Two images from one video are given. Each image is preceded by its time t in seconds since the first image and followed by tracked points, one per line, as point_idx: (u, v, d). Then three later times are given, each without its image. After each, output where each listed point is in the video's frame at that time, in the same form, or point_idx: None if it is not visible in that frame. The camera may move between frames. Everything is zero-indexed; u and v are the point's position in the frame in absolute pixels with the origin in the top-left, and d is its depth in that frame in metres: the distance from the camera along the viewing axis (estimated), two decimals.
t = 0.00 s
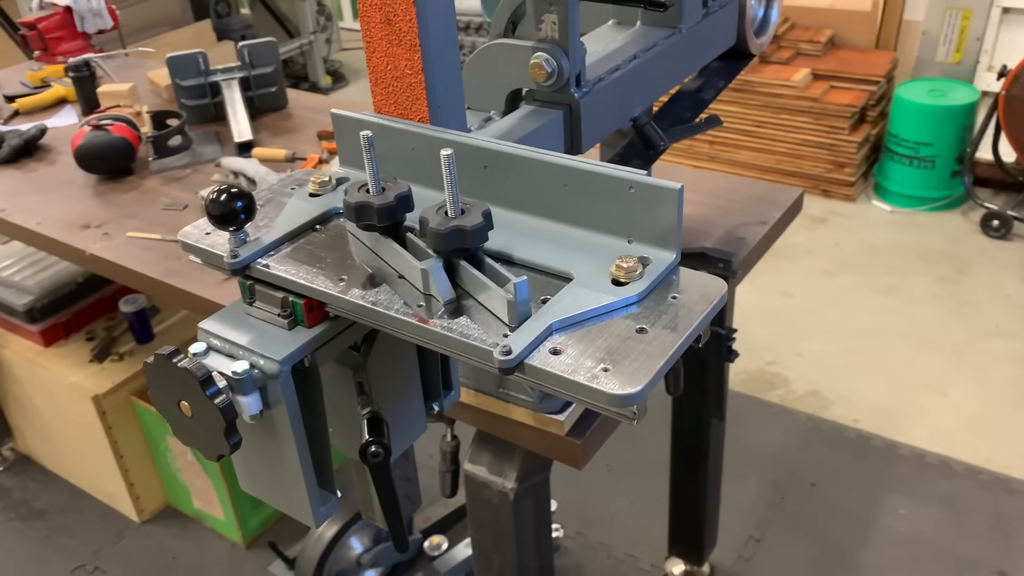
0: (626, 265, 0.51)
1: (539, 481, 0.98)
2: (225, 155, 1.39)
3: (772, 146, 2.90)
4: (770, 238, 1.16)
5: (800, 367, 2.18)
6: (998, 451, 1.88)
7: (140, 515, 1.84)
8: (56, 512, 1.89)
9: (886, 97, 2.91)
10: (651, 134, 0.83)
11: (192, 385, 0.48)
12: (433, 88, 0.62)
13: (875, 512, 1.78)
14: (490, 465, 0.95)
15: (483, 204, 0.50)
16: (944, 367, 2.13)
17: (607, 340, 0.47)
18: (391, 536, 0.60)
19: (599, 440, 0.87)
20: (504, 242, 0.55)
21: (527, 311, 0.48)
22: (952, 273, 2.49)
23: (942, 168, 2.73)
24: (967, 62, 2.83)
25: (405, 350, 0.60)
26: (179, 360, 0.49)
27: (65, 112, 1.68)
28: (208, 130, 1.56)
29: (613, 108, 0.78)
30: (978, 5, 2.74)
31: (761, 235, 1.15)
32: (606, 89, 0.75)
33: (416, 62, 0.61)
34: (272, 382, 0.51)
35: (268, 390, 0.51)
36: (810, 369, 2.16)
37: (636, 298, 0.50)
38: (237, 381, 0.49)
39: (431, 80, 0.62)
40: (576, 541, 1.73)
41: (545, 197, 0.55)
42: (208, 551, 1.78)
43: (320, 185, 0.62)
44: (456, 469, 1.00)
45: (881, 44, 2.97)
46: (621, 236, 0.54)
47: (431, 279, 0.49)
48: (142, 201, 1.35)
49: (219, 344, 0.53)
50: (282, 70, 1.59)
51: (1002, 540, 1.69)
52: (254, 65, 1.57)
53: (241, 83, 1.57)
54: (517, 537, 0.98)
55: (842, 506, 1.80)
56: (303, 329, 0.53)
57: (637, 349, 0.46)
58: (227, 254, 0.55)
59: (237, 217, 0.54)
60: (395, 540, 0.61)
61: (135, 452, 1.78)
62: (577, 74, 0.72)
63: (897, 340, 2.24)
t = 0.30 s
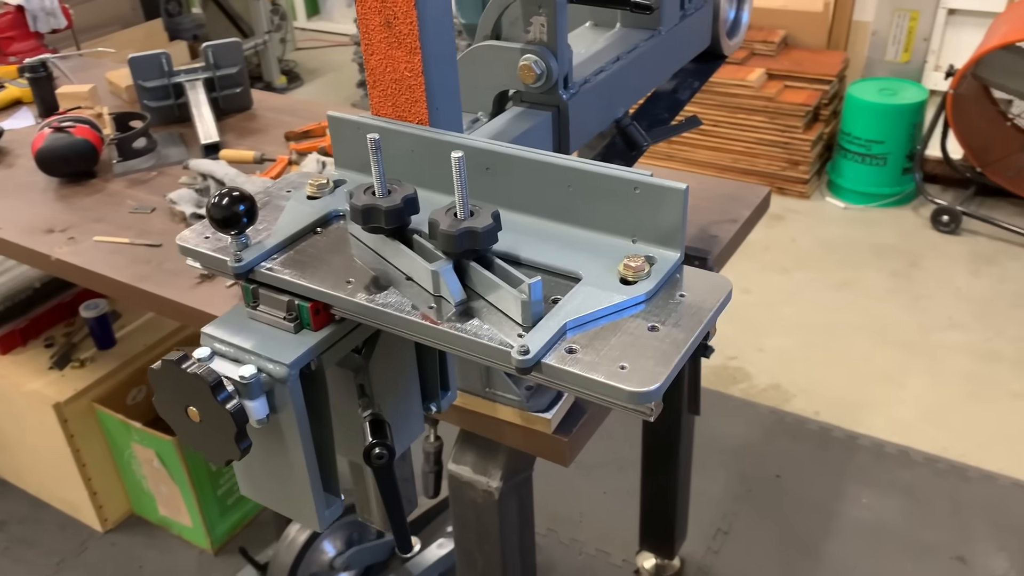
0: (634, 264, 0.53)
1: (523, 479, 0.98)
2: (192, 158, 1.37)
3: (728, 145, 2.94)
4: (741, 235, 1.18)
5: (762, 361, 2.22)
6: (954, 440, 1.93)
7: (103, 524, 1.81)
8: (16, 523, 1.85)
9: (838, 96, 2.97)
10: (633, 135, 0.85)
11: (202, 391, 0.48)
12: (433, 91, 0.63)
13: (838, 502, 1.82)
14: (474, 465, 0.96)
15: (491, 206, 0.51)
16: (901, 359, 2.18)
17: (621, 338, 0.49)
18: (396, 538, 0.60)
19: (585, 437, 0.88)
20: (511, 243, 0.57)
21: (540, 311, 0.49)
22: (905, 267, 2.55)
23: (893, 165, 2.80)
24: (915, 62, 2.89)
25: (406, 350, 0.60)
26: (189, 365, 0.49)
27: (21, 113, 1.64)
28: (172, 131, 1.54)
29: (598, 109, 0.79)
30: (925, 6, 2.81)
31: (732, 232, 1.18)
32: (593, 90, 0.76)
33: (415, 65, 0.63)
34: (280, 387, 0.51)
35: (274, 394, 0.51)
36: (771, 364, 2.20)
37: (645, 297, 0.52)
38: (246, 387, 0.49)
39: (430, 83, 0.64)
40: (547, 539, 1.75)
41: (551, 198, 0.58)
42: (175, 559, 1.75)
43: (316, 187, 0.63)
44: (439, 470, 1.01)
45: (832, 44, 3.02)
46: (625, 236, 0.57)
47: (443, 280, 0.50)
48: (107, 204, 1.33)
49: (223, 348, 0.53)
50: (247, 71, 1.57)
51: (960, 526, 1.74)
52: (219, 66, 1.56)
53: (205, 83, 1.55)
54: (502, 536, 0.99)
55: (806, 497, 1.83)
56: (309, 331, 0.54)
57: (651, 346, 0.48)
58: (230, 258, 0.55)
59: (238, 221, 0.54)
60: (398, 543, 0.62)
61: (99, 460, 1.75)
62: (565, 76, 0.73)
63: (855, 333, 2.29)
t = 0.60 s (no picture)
0: (645, 267, 0.55)
1: (515, 482, 0.99)
2: (170, 167, 1.36)
3: (695, 149, 2.98)
4: (721, 238, 1.20)
5: (734, 361, 2.25)
6: (923, 435, 1.98)
7: (78, 540, 1.78)
8: None
9: (800, 99, 3.02)
10: (623, 140, 0.85)
11: (223, 400, 0.48)
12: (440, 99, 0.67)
13: (814, 498, 1.85)
14: (467, 470, 0.96)
15: (504, 212, 0.52)
16: (869, 356, 2.23)
17: (639, 339, 0.51)
18: (407, 543, 0.61)
19: (579, 439, 0.89)
20: (523, 248, 0.59)
21: (558, 315, 0.51)
22: (870, 266, 2.61)
23: (856, 167, 2.85)
24: (875, 66, 2.95)
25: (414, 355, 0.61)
26: (210, 375, 0.49)
27: None
28: (147, 141, 1.53)
29: (591, 115, 0.81)
30: (884, 11, 2.87)
31: (713, 234, 1.20)
32: (586, 96, 0.78)
33: (423, 73, 0.66)
34: (297, 395, 0.51)
35: (292, 402, 0.51)
36: (744, 363, 2.23)
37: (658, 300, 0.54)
38: (266, 396, 0.49)
39: (436, 90, 0.67)
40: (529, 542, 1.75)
41: (561, 202, 0.60)
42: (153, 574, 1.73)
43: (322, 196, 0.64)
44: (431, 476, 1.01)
45: (794, 48, 3.08)
46: (633, 240, 0.59)
47: (460, 286, 0.52)
48: (83, 215, 1.31)
49: (238, 357, 0.53)
50: (221, 80, 1.57)
51: (932, 518, 1.78)
52: (193, 75, 1.55)
53: (180, 92, 1.54)
54: (495, 539, 0.99)
55: (782, 494, 1.86)
56: (325, 339, 0.54)
57: (670, 347, 0.50)
58: (243, 267, 0.56)
59: (249, 230, 0.54)
60: (409, 547, 0.63)
61: (73, 475, 1.72)
62: (559, 83, 0.74)
63: (823, 332, 2.34)
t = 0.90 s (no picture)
0: (654, 273, 0.56)
1: (509, 490, 0.99)
2: (152, 179, 1.35)
3: (669, 154, 3.00)
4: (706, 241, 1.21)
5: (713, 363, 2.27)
6: (901, 433, 2.01)
7: (57, 559, 1.75)
8: None
9: (771, 104, 3.06)
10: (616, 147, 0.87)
11: (237, 412, 0.48)
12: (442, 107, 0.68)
13: (796, 498, 1.87)
14: (462, 478, 0.96)
15: (514, 221, 0.53)
16: (846, 356, 2.26)
17: (653, 345, 0.51)
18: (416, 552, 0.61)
19: (574, 445, 0.89)
20: (530, 257, 0.59)
21: (571, 322, 0.52)
22: (844, 268, 2.64)
23: (828, 170, 2.89)
24: (844, 70, 3.00)
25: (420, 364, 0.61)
26: (224, 388, 0.48)
27: None
28: (125, 153, 1.52)
29: (585, 122, 0.83)
30: (851, 16, 2.91)
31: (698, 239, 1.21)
32: (579, 103, 0.80)
33: (427, 82, 0.68)
34: (308, 406, 0.51)
35: (303, 414, 0.51)
36: (723, 365, 2.25)
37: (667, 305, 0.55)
38: (279, 408, 0.49)
39: (438, 99, 0.68)
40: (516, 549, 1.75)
41: (568, 211, 0.60)
42: None
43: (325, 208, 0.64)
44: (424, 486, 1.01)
45: (764, 52, 3.11)
46: (639, 246, 0.60)
47: (472, 294, 0.52)
48: (63, 228, 1.30)
49: (247, 370, 0.53)
50: (199, 90, 1.56)
51: (912, 515, 1.80)
52: (172, 85, 1.54)
53: (158, 103, 1.53)
54: (490, 548, 0.99)
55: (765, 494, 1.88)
56: (334, 350, 0.55)
57: (684, 352, 0.51)
58: (251, 279, 0.56)
59: (258, 242, 0.54)
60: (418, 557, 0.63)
61: (52, 493, 1.70)
62: (554, 91, 0.76)
63: (800, 333, 2.36)
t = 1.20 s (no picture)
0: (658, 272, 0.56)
1: (503, 492, 0.99)
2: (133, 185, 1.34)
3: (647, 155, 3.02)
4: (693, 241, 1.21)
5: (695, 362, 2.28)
6: (882, 429, 2.03)
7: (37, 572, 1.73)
8: None
9: (747, 105, 3.08)
10: (608, 148, 0.90)
11: (244, 418, 0.48)
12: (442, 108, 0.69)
13: (780, 495, 1.88)
14: (455, 481, 0.96)
15: (519, 221, 0.53)
16: (825, 353, 2.28)
17: (661, 343, 0.52)
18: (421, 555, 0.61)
19: (568, 446, 0.89)
20: (534, 257, 0.60)
21: (579, 321, 0.52)
22: (821, 266, 2.67)
23: (803, 169, 2.91)
24: (818, 70, 3.03)
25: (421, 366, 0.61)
26: (231, 392, 0.48)
27: None
28: (104, 158, 1.50)
29: (578, 122, 0.84)
30: (825, 17, 2.94)
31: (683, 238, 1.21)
32: (572, 104, 0.81)
33: (425, 83, 0.68)
34: (315, 410, 0.51)
35: (309, 418, 0.51)
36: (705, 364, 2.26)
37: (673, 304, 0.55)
38: (287, 413, 0.49)
39: (438, 100, 0.69)
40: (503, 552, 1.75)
41: (570, 211, 0.61)
42: None
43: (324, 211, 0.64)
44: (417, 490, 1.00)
45: (738, 53, 3.14)
46: (642, 246, 0.60)
47: (478, 295, 0.52)
48: (43, 235, 1.28)
49: (252, 375, 0.53)
50: (178, 94, 1.54)
51: (895, 510, 1.82)
52: (150, 90, 1.52)
53: (136, 108, 1.51)
54: (484, 550, 0.99)
55: (749, 492, 1.89)
56: (339, 352, 0.55)
57: (692, 351, 0.52)
58: (254, 283, 0.56)
59: (260, 246, 0.54)
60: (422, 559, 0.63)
61: (31, 504, 1.67)
62: (547, 92, 0.78)
63: (780, 331, 2.38)
